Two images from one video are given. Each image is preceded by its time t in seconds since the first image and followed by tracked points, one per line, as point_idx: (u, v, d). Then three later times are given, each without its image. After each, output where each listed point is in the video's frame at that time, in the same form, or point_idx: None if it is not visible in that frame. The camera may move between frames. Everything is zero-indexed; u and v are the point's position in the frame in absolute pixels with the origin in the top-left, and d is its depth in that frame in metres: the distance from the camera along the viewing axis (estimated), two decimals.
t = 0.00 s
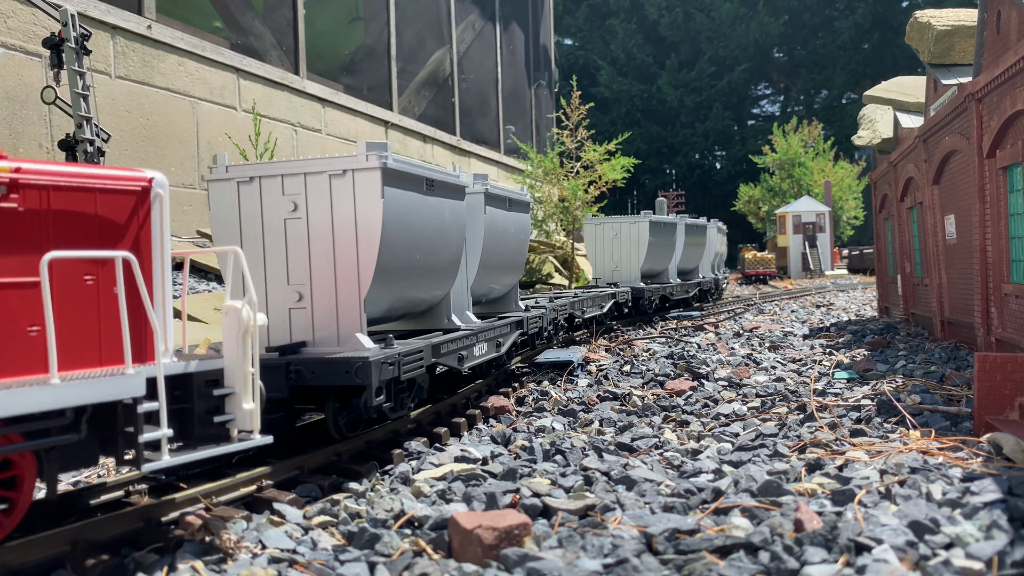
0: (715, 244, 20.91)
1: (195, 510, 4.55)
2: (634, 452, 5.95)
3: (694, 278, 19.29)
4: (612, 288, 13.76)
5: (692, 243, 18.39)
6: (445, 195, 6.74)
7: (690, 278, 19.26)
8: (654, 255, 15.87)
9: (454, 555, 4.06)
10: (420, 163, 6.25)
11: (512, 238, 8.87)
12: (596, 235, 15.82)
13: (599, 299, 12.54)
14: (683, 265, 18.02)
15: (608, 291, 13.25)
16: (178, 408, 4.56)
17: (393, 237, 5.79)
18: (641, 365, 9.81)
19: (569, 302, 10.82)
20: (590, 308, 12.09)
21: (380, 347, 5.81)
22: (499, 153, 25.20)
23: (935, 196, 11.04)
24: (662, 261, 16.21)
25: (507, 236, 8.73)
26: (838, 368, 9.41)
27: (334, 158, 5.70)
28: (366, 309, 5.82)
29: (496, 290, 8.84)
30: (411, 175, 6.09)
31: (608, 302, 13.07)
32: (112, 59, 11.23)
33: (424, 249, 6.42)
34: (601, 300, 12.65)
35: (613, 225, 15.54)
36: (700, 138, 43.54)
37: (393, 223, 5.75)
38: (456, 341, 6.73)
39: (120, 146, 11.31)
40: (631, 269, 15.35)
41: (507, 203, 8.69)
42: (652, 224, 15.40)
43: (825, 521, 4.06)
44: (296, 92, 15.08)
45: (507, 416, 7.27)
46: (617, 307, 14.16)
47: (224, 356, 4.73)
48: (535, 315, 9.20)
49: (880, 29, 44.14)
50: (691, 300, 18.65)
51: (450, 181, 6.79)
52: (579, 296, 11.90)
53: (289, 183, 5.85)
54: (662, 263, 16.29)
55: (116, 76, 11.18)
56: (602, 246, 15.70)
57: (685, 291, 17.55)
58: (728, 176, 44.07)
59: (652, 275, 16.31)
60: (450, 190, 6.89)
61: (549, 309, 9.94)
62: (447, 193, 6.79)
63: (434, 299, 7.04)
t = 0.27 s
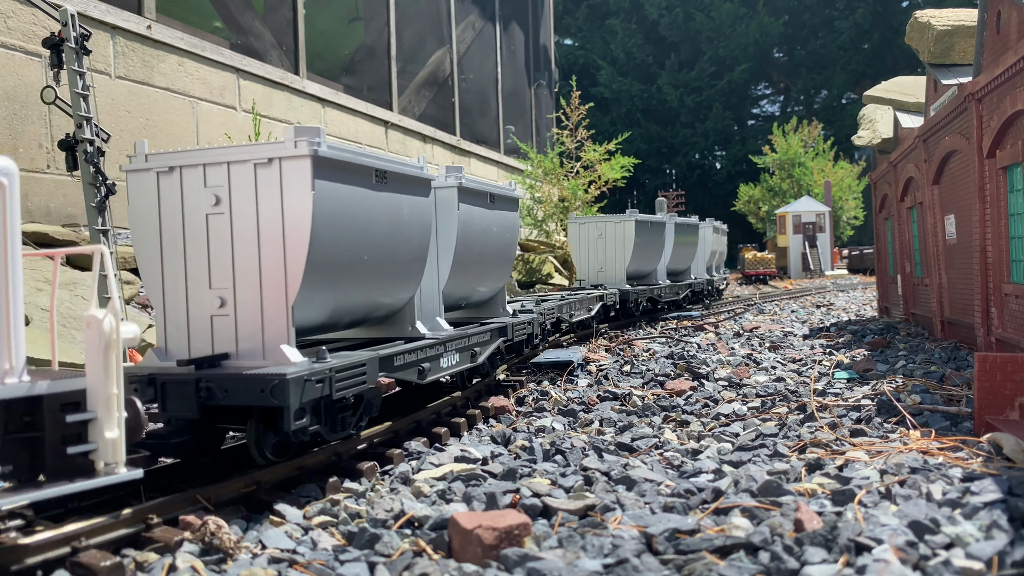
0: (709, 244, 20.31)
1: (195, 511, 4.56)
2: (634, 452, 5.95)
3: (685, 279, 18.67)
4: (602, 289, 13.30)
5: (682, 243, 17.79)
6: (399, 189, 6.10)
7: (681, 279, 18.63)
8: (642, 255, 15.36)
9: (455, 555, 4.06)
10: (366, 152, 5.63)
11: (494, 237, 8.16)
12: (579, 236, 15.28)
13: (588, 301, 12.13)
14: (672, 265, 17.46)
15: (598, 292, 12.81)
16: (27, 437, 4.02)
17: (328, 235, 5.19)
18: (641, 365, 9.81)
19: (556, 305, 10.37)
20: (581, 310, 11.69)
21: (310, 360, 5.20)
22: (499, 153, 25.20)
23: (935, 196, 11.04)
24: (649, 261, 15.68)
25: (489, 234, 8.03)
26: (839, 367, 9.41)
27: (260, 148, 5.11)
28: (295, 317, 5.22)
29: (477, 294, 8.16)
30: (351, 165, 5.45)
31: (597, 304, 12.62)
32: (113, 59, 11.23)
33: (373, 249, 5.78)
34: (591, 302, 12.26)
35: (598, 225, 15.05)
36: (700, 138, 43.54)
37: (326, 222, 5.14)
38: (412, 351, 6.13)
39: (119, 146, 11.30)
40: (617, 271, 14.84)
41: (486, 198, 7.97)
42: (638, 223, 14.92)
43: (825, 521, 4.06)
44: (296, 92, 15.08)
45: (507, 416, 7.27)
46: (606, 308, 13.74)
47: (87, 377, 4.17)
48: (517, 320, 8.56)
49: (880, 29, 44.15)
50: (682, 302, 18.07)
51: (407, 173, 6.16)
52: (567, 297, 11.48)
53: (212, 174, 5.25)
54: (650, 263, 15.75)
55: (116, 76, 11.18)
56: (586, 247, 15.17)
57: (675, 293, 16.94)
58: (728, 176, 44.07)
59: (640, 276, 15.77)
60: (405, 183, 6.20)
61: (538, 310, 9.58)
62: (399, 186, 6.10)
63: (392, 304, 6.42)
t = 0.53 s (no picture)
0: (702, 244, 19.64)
1: (196, 510, 4.54)
2: (634, 452, 5.96)
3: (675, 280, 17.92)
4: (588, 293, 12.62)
5: (672, 244, 17.07)
6: (341, 182, 5.32)
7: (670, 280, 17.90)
8: (629, 257, 14.45)
9: (455, 555, 4.06)
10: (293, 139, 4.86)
11: (473, 234, 7.27)
12: (562, 236, 14.45)
13: (576, 304, 11.56)
14: (661, 265, 16.71)
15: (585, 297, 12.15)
16: None
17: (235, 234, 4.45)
18: (641, 364, 9.82)
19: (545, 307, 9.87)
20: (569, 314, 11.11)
21: (213, 379, 4.46)
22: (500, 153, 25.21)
23: (935, 196, 11.04)
24: (637, 262, 14.79)
25: (467, 232, 7.14)
26: (838, 368, 9.41)
27: (159, 133, 4.42)
28: (197, 328, 4.49)
29: (456, 297, 7.34)
30: (268, 155, 4.69)
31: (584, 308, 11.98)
32: (113, 59, 11.23)
33: (304, 251, 5.00)
34: (580, 306, 11.70)
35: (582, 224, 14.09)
36: (700, 138, 43.55)
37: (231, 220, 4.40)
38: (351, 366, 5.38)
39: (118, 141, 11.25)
40: (602, 273, 13.91)
41: (463, 191, 7.05)
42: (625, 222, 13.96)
43: (825, 521, 4.06)
44: (296, 92, 15.08)
45: (507, 416, 7.28)
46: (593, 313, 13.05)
47: None
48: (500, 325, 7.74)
49: (880, 29, 44.14)
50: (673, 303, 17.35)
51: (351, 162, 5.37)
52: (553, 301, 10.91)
53: (107, 164, 4.56)
54: (638, 264, 14.88)
55: (116, 76, 11.18)
56: (570, 248, 14.25)
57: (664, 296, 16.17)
58: (728, 176, 44.08)
59: (626, 278, 14.89)
60: (346, 175, 5.41)
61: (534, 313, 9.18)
62: (338, 176, 5.30)
63: (342, 309, 5.68)
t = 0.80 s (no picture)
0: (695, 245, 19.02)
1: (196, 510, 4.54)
2: (634, 452, 5.95)
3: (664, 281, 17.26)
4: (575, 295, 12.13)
5: (662, 244, 16.44)
6: (266, 173, 4.71)
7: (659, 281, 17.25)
8: (617, 257, 14.07)
9: (455, 555, 4.06)
10: (200, 123, 4.28)
11: (442, 232, 6.64)
12: (547, 235, 14.10)
13: (563, 307, 11.08)
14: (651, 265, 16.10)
15: (573, 299, 11.64)
16: None
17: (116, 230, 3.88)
18: (641, 365, 9.81)
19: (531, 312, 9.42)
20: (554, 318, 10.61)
21: (87, 403, 3.84)
22: (499, 153, 25.20)
23: (935, 196, 11.04)
24: (625, 263, 14.40)
25: (434, 230, 6.53)
26: (839, 368, 9.41)
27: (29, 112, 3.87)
28: (71, 337, 3.92)
29: (424, 302, 6.73)
30: (163, 141, 4.10)
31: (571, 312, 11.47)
32: (113, 59, 11.23)
33: (214, 250, 4.40)
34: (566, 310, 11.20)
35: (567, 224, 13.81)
36: (700, 138, 43.55)
37: (107, 211, 3.83)
38: (272, 383, 4.76)
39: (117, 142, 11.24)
40: (589, 274, 13.58)
41: (432, 185, 6.47)
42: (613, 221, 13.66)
43: (825, 521, 4.06)
44: (296, 92, 15.07)
45: (507, 416, 7.27)
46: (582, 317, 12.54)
47: None
48: (472, 335, 7.08)
49: (880, 29, 44.14)
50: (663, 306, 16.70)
51: (278, 151, 4.77)
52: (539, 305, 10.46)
53: None
54: (626, 265, 14.48)
55: (116, 76, 11.18)
56: (555, 249, 13.94)
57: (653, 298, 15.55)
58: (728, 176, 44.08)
59: (613, 279, 14.42)
60: (274, 165, 4.79)
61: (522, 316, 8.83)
62: (260, 167, 4.68)
63: (274, 315, 5.07)
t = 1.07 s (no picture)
0: (685, 245, 18.38)
1: (196, 510, 4.53)
2: (634, 452, 5.96)
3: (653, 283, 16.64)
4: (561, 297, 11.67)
5: (650, 245, 15.86)
6: (153, 161, 4.04)
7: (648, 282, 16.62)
8: (605, 257, 13.62)
9: (455, 555, 4.06)
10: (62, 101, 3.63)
11: (396, 229, 5.95)
12: (532, 235, 13.70)
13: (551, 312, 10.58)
14: (640, 266, 15.53)
15: (560, 303, 11.13)
16: None
17: None
18: (641, 365, 9.82)
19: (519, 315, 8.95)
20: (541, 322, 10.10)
21: None
22: (500, 153, 25.21)
23: (935, 196, 11.04)
24: (614, 264, 13.96)
25: (386, 227, 5.83)
26: (839, 368, 9.41)
27: None
28: None
29: (375, 307, 6.05)
30: (16, 123, 3.46)
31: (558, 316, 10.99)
32: (113, 60, 11.23)
33: (85, 252, 3.77)
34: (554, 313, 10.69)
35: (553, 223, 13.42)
36: (700, 138, 43.56)
37: None
38: (160, 406, 4.10)
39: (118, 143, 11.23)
40: (576, 274, 13.19)
41: (384, 177, 5.77)
42: (601, 220, 13.25)
43: (825, 520, 4.06)
44: (296, 92, 15.07)
45: (507, 416, 7.27)
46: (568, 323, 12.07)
47: None
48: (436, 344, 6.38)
49: (881, 29, 44.15)
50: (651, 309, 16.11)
51: (169, 135, 4.08)
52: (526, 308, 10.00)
53: None
54: (614, 266, 14.03)
55: (116, 76, 11.18)
56: (541, 249, 13.55)
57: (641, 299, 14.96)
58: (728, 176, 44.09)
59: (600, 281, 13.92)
60: (169, 153, 4.13)
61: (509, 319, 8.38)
62: (150, 155, 4.02)
63: (179, 326, 4.45)
